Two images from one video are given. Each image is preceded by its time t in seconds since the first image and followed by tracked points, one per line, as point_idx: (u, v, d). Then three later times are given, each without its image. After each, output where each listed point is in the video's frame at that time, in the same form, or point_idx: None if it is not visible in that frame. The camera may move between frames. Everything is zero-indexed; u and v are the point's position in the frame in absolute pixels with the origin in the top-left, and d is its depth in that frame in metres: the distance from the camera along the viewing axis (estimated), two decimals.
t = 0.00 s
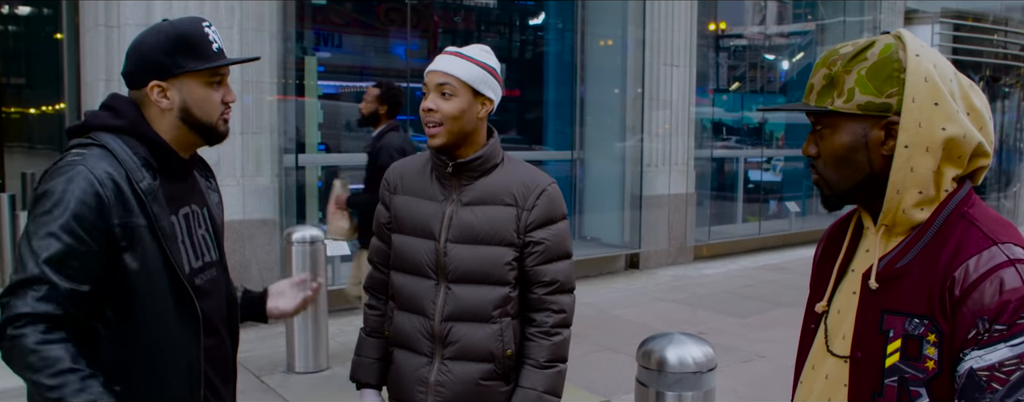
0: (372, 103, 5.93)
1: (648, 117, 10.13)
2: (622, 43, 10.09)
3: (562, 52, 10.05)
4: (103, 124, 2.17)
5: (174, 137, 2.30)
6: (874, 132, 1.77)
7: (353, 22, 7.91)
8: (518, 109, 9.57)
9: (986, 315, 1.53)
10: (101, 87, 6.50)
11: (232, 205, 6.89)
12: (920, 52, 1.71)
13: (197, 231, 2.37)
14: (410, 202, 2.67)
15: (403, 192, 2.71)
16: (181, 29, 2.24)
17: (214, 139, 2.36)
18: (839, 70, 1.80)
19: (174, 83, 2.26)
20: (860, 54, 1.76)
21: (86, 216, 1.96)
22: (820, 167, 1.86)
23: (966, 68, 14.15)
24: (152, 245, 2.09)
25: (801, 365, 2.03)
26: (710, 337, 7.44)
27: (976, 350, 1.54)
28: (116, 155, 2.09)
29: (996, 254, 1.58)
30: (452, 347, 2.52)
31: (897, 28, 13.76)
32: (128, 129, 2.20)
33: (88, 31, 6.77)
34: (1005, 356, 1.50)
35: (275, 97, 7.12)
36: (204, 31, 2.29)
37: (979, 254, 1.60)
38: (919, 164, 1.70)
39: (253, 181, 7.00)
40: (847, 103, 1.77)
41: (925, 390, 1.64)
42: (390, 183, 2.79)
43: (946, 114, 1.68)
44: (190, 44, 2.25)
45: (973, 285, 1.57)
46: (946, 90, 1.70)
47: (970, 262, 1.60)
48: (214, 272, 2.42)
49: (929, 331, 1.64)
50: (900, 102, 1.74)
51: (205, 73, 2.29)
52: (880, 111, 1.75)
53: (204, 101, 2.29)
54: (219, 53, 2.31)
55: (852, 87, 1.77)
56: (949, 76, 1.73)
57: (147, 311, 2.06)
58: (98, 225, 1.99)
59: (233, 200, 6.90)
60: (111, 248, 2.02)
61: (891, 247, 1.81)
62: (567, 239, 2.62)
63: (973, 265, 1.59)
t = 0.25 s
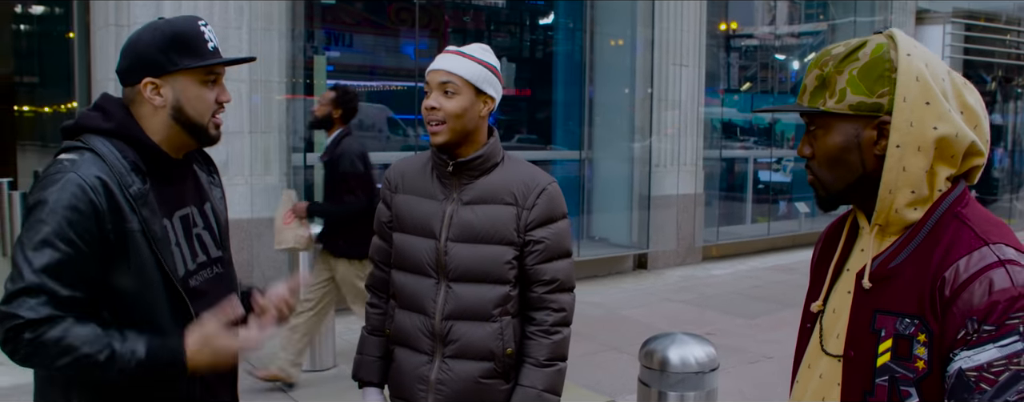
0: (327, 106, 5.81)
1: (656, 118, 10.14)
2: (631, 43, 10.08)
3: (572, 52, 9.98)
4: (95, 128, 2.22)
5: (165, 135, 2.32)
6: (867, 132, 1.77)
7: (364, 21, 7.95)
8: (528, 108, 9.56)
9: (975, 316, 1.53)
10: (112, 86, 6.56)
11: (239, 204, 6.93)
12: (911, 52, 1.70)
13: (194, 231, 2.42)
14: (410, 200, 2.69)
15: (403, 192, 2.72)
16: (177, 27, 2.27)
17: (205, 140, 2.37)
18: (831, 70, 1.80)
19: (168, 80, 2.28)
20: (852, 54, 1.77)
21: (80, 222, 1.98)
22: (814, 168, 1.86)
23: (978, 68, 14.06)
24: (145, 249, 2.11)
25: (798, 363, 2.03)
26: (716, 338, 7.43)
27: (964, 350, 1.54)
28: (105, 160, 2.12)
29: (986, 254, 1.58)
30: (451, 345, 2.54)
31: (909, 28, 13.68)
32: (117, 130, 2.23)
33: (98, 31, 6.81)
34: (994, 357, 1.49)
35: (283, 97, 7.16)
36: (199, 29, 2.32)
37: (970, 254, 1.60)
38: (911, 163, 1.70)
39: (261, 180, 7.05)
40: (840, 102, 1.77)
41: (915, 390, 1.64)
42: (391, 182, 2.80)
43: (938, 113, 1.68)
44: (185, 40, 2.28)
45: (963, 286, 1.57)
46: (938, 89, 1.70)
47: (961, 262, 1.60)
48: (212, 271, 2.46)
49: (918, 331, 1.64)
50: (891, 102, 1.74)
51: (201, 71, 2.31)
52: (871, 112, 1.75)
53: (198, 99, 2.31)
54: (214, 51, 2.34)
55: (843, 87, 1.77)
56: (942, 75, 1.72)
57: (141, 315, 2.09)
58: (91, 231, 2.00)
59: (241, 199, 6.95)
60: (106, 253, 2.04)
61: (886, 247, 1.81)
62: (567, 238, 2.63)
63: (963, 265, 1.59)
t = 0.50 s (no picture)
0: (271, 105, 5.27)
1: (658, 121, 10.14)
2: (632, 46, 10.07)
3: (574, 55, 9.98)
4: (89, 130, 2.21)
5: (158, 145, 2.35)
6: (860, 134, 1.78)
7: (365, 25, 7.98)
8: (531, 112, 9.59)
9: (968, 316, 1.54)
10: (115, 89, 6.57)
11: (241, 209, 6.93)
12: (903, 54, 1.72)
13: (184, 235, 2.43)
14: (409, 203, 2.70)
15: (401, 195, 2.74)
16: (176, 37, 2.30)
17: (201, 149, 2.40)
18: (824, 73, 1.82)
19: (164, 92, 2.31)
20: (844, 57, 1.78)
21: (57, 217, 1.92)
22: (808, 170, 1.87)
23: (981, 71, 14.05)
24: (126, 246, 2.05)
25: (794, 365, 2.04)
26: (718, 340, 7.43)
27: (957, 350, 1.55)
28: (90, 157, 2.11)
29: (978, 255, 1.59)
30: (450, 347, 2.55)
31: (911, 31, 13.68)
32: (107, 132, 2.23)
33: (101, 35, 6.82)
34: (986, 357, 1.50)
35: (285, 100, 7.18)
36: (198, 40, 2.35)
37: (962, 255, 1.61)
38: (904, 164, 1.71)
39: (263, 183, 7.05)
40: (833, 105, 1.78)
41: (909, 390, 1.65)
42: (389, 185, 2.81)
43: (931, 114, 1.69)
44: (183, 50, 2.30)
45: (956, 286, 1.58)
46: (930, 91, 1.71)
47: (954, 263, 1.61)
48: (203, 276, 2.47)
49: (912, 332, 1.65)
50: (884, 103, 1.75)
51: (198, 83, 2.34)
52: (864, 113, 1.76)
53: (195, 111, 2.34)
54: (212, 63, 2.36)
55: (836, 89, 1.78)
56: (934, 77, 1.74)
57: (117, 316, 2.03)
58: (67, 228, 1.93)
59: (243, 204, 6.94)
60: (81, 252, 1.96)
61: (879, 248, 1.82)
62: (564, 241, 2.64)
63: (956, 266, 1.60)
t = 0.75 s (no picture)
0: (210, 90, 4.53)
1: (656, 119, 10.14)
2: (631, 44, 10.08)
3: (572, 53, 9.99)
4: (84, 134, 2.21)
5: (156, 141, 2.33)
6: (856, 131, 1.78)
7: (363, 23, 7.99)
8: (529, 110, 9.58)
9: (966, 312, 1.54)
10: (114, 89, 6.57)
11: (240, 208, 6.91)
12: (898, 51, 1.72)
13: (182, 234, 2.43)
14: (407, 201, 2.70)
15: (400, 192, 2.74)
16: (170, 33, 2.30)
17: (199, 146, 2.39)
18: (819, 71, 1.82)
19: (162, 88, 2.31)
20: (839, 54, 1.78)
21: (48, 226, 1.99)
22: (805, 167, 1.87)
23: (979, 68, 14.07)
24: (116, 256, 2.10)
25: (792, 362, 2.04)
26: (716, 338, 7.44)
27: (955, 346, 1.55)
28: (84, 165, 2.14)
29: (976, 251, 1.59)
30: (449, 345, 2.55)
31: (908, 28, 13.68)
32: (103, 135, 2.23)
33: (99, 33, 6.81)
34: (984, 352, 1.50)
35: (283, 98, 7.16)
36: (193, 35, 2.36)
37: (960, 251, 1.61)
38: (900, 161, 1.71)
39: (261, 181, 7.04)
40: (829, 102, 1.78)
41: (906, 386, 1.65)
42: (387, 183, 2.81)
43: (926, 111, 1.69)
44: (178, 45, 2.31)
45: (954, 282, 1.58)
46: (925, 88, 1.71)
47: (951, 259, 1.61)
48: (204, 274, 2.46)
49: (910, 328, 1.66)
50: (879, 100, 1.75)
51: (194, 77, 2.35)
52: (859, 110, 1.76)
53: (193, 105, 2.34)
54: (208, 57, 2.37)
55: (831, 87, 1.78)
56: (929, 73, 1.74)
57: (108, 318, 2.08)
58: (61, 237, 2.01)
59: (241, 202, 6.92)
60: (74, 261, 2.04)
61: (877, 245, 1.83)
62: (562, 238, 2.65)
63: (954, 261, 1.60)
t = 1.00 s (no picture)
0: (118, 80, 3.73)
1: (655, 119, 10.13)
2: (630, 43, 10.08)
3: (571, 52, 9.99)
4: (80, 133, 2.21)
5: (156, 136, 2.32)
6: (858, 132, 1.78)
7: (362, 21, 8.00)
8: (527, 108, 9.57)
9: (970, 313, 1.54)
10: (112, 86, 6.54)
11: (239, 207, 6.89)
12: (901, 51, 1.72)
13: (179, 232, 2.42)
14: (409, 200, 2.70)
15: (402, 191, 2.74)
16: (171, 29, 2.29)
17: (200, 143, 2.38)
18: (822, 71, 1.82)
19: (162, 82, 2.30)
20: (842, 55, 1.78)
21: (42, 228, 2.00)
22: (808, 168, 1.88)
23: (977, 68, 14.09)
24: (112, 255, 2.10)
25: (796, 361, 2.04)
26: (716, 337, 7.45)
27: (959, 347, 1.55)
28: (81, 165, 2.13)
29: (980, 252, 1.59)
30: (451, 344, 2.55)
31: (907, 28, 13.67)
32: (100, 134, 2.23)
33: (99, 31, 6.80)
34: (987, 354, 1.51)
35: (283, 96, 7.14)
36: (194, 31, 2.34)
37: (964, 252, 1.61)
38: (903, 161, 1.71)
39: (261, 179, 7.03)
40: (831, 103, 1.78)
41: (910, 386, 1.65)
42: (389, 182, 2.82)
43: (929, 112, 1.69)
44: (178, 41, 2.30)
45: (957, 283, 1.59)
46: (928, 88, 1.71)
47: (955, 259, 1.61)
48: (201, 273, 2.46)
49: (914, 328, 1.66)
50: (882, 101, 1.75)
51: (195, 72, 2.33)
52: (862, 111, 1.76)
53: (193, 101, 2.33)
54: (209, 53, 2.35)
55: (834, 87, 1.78)
56: (932, 73, 1.74)
57: (104, 318, 2.08)
58: (56, 239, 2.02)
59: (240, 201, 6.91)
60: (69, 262, 2.05)
61: (881, 245, 1.83)
62: (565, 237, 2.64)
63: (957, 262, 1.61)
